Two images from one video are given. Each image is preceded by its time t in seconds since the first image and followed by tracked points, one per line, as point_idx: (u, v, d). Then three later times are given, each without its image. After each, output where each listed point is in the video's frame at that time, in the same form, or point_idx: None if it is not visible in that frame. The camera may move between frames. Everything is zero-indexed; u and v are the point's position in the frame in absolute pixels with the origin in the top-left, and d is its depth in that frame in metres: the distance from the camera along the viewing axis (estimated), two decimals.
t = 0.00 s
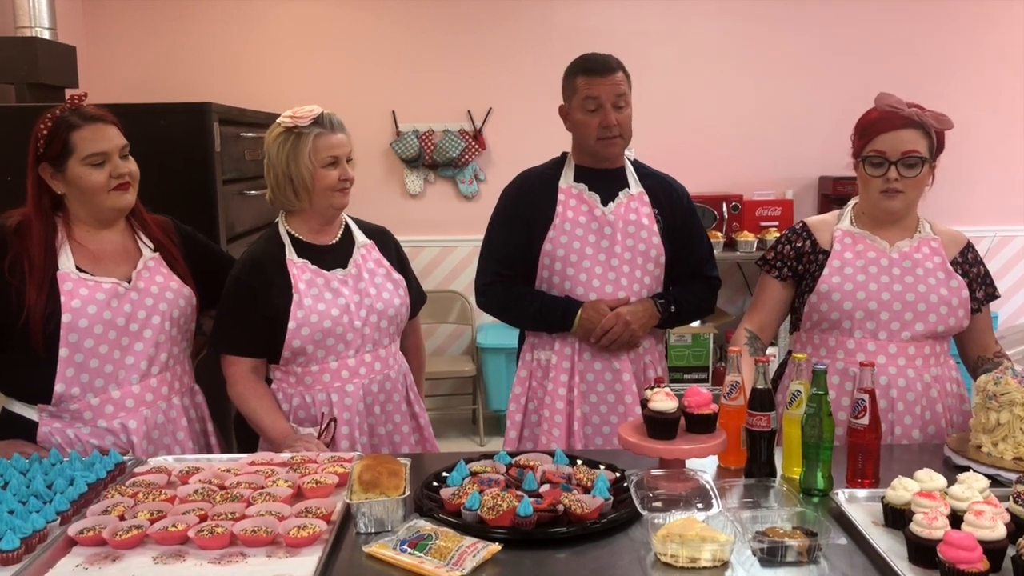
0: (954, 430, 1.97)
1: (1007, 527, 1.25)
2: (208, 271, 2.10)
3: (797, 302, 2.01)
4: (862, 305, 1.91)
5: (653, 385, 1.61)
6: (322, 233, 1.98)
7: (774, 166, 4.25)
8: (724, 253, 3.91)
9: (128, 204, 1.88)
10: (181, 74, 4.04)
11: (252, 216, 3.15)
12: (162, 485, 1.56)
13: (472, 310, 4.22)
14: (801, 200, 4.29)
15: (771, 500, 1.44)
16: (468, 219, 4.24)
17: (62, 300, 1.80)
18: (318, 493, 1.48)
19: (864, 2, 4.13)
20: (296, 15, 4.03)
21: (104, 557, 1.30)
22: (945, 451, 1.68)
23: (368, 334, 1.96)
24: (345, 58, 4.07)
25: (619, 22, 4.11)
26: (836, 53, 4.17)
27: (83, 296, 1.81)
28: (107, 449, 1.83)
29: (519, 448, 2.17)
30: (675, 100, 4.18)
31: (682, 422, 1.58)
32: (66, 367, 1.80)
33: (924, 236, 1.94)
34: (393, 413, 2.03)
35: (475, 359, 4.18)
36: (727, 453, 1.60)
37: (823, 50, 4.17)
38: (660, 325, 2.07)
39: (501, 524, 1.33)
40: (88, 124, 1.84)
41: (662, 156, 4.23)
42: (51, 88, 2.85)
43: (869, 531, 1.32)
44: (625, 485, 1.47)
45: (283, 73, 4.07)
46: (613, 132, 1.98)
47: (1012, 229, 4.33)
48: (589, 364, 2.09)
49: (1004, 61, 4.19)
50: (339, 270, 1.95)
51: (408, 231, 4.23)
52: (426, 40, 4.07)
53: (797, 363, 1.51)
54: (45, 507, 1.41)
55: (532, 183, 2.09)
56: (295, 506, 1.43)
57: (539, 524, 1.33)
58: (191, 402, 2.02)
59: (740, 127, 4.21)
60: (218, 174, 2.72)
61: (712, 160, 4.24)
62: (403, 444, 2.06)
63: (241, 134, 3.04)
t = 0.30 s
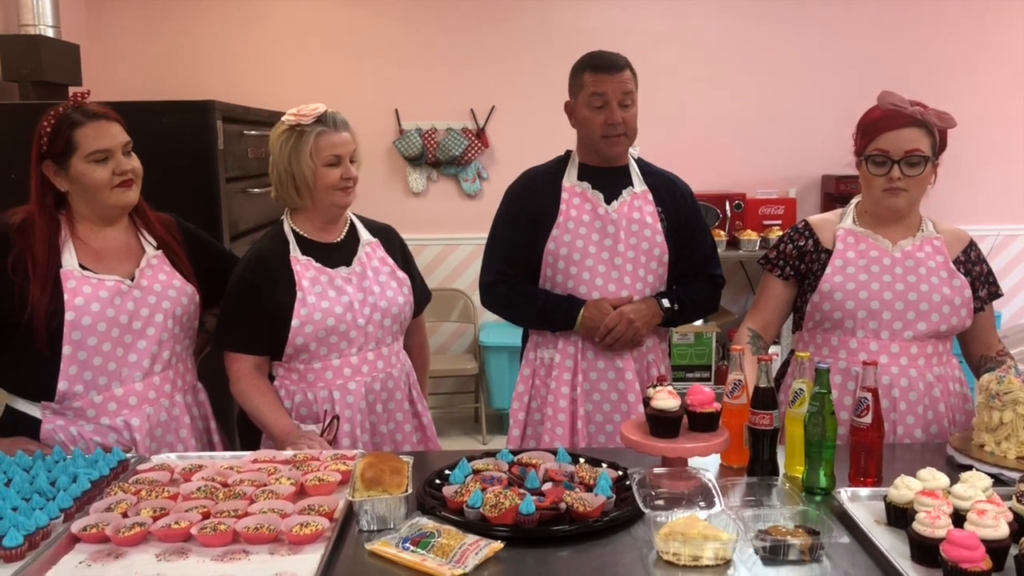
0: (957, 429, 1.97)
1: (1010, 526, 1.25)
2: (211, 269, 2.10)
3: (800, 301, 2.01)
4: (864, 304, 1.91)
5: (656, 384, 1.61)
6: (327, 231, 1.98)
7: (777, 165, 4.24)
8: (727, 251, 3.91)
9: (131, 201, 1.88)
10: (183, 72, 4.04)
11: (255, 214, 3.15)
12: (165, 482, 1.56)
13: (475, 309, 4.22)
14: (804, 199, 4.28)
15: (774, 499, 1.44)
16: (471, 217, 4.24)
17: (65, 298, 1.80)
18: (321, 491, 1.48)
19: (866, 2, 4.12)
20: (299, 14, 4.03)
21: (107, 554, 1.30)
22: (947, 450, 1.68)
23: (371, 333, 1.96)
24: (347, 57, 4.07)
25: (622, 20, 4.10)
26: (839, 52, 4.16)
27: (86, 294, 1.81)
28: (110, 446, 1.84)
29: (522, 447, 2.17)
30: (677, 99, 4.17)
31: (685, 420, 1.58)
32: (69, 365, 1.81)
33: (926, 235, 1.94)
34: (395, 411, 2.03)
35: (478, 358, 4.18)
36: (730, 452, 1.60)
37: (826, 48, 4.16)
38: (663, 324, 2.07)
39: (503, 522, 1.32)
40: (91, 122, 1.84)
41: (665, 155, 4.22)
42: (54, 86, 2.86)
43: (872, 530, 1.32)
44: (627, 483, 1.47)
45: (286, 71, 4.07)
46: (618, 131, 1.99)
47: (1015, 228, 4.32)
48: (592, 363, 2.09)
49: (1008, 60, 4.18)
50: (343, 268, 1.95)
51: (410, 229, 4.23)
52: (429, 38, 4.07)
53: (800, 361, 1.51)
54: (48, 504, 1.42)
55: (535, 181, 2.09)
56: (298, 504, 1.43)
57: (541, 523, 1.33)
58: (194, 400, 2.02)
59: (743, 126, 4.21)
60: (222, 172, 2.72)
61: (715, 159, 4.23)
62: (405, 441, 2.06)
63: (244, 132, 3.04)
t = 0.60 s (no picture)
0: (960, 428, 1.96)
1: (1014, 525, 1.25)
2: (214, 267, 2.10)
3: (803, 300, 2.00)
4: (867, 303, 1.90)
5: (658, 383, 1.61)
6: (330, 230, 1.98)
7: (780, 163, 4.24)
8: (730, 250, 3.91)
9: (134, 199, 1.88)
10: (186, 70, 4.04)
11: (258, 211, 3.15)
12: (168, 480, 1.57)
13: (478, 307, 4.22)
14: (808, 197, 4.27)
15: (776, 497, 1.44)
16: (473, 216, 4.24)
17: (69, 296, 1.80)
18: (324, 489, 1.48)
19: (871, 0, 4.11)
20: (302, 12, 4.03)
21: (110, 550, 1.30)
22: (950, 448, 1.67)
23: (373, 331, 1.96)
24: (350, 55, 4.08)
25: (626, 19, 4.10)
26: (843, 51, 4.16)
27: (89, 291, 1.81)
28: (113, 444, 1.84)
29: (524, 444, 2.17)
30: (681, 97, 4.17)
31: (687, 419, 1.58)
32: (72, 362, 1.81)
33: (930, 233, 1.93)
34: (396, 410, 2.03)
35: (480, 356, 4.18)
36: (732, 450, 1.59)
37: (831, 47, 4.15)
38: (667, 325, 2.07)
39: (505, 520, 1.33)
40: (95, 120, 1.85)
41: (668, 153, 4.22)
42: (58, 84, 2.86)
43: (875, 529, 1.32)
44: (629, 482, 1.47)
45: (289, 69, 4.07)
46: (609, 125, 1.98)
47: (1019, 228, 4.31)
48: (594, 361, 2.09)
49: (1013, 59, 4.17)
50: (345, 266, 1.96)
51: (413, 227, 4.23)
52: (432, 37, 4.07)
53: (804, 360, 1.51)
54: (52, 501, 1.42)
55: (539, 179, 2.09)
56: (301, 501, 1.43)
57: (543, 520, 1.33)
58: (196, 397, 2.02)
59: (747, 124, 4.20)
60: (225, 170, 2.73)
61: (718, 157, 4.23)
62: (406, 439, 2.06)
63: (248, 130, 3.04)
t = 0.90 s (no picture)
0: (961, 428, 1.96)
1: (1015, 525, 1.24)
2: (217, 266, 2.10)
3: (804, 300, 2.00)
4: (868, 303, 1.90)
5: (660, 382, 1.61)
6: (331, 229, 1.99)
7: (783, 163, 4.23)
8: (732, 250, 3.90)
9: (137, 198, 1.89)
10: (189, 69, 4.05)
11: (260, 210, 3.16)
12: (170, 478, 1.57)
13: (480, 306, 4.23)
14: (810, 197, 4.27)
15: (777, 497, 1.44)
16: (476, 215, 4.24)
17: (71, 294, 1.81)
18: (325, 487, 1.49)
19: None
20: (305, 11, 4.04)
21: (112, 548, 1.30)
22: (952, 448, 1.67)
23: (374, 330, 1.96)
24: (353, 55, 4.08)
25: (629, 18, 4.10)
26: (846, 51, 4.15)
27: (92, 290, 1.82)
28: (115, 442, 1.84)
29: (525, 443, 2.17)
30: (683, 96, 4.17)
31: (688, 417, 1.58)
32: (75, 361, 1.81)
33: (931, 234, 1.93)
34: (397, 410, 2.03)
35: (482, 355, 4.18)
36: (733, 450, 1.59)
37: (833, 47, 4.15)
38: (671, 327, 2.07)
39: (506, 519, 1.33)
40: (99, 118, 1.85)
41: (670, 153, 4.22)
42: (61, 83, 2.86)
43: (876, 529, 1.32)
44: (631, 481, 1.47)
45: (291, 68, 4.07)
46: (621, 121, 1.97)
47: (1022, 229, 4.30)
48: (595, 360, 2.09)
49: (1017, 59, 4.16)
50: (346, 265, 1.96)
51: (415, 227, 4.23)
52: (435, 36, 4.07)
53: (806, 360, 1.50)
54: (54, 500, 1.42)
55: (542, 177, 2.09)
56: (302, 500, 1.43)
57: (544, 519, 1.34)
58: (198, 396, 2.03)
59: (749, 124, 4.20)
60: (227, 168, 2.73)
61: (721, 157, 4.22)
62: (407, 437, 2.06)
63: (250, 129, 3.05)
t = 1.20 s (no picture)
0: (961, 430, 1.96)
1: (1014, 527, 1.25)
2: (217, 266, 2.11)
3: (804, 302, 2.01)
4: (868, 306, 1.90)
5: (659, 383, 1.61)
6: (327, 234, 1.99)
7: (784, 164, 4.23)
8: (734, 251, 3.90)
9: (139, 199, 1.89)
10: (191, 70, 4.06)
11: (262, 211, 3.16)
12: (171, 478, 1.57)
13: (481, 307, 4.23)
14: (812, 198, 4.27)
15: (777, 499, 1.44)
16: (477, 216, 4.24)
17: (73, 294, 1.81)
18: (325, 488, 1.49)
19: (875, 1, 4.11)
20: (307, 12, 4.04)
21: (112, 548, 1.31)
22: (952, 450, 1.67)
23: (374, 337, 1.97)
24: (355, 55, 4.08)
25: (630, 19, 4.10)
26: (848, 51, 4.15)
27: (93, 290, 1.82)
28: (116, 442, 1.84)
29: (526, 444, 2.17)
30: (685, 97, 4.17)
31: (688, 419, 1.58)
32: (76, 360, 1.81)
33: (932, 236, 1.93)
34: (398, 414, 2.04)
35: (483, 356, 4.18)
36: (733, 451, 1.59)
37: (835, 48, 4.15)
38: (672, 328, 2.07)
39: (506, 519, 1.33)
40: (101, 119, 1.85)
41: (672, 154, 4.22)
42: (63, 83, 2.87)
43: (876, 531, 1.32)
44: (630, 482, 1.47)
45: (293, 68, 4.08)
46: (619, 122, 1.97)
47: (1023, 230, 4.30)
48: (596, 361, 2.09)
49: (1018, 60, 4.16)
50: (344, 272, 1.96)
51: (417, 227, 4.24)
52: (437, 37, 4.07)
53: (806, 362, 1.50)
54: (54, 499, 1.42)
55: (543, 178, 2.09)
56: (302, 500, 1.44)
57: (544, 521, 1.34)
58: (199, 396, 2.03)
59: (751, 125, 4.20)
60: (229, 168, 2.73)
61: (722, 158, 4.22)
62: (406, 438, 2.06)
63: (252, 129, 3.05)
